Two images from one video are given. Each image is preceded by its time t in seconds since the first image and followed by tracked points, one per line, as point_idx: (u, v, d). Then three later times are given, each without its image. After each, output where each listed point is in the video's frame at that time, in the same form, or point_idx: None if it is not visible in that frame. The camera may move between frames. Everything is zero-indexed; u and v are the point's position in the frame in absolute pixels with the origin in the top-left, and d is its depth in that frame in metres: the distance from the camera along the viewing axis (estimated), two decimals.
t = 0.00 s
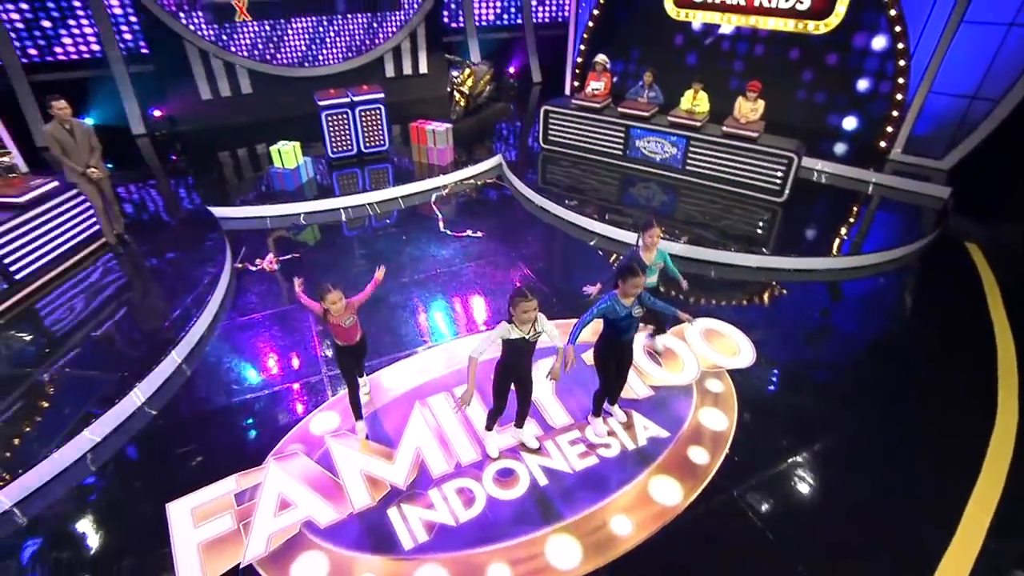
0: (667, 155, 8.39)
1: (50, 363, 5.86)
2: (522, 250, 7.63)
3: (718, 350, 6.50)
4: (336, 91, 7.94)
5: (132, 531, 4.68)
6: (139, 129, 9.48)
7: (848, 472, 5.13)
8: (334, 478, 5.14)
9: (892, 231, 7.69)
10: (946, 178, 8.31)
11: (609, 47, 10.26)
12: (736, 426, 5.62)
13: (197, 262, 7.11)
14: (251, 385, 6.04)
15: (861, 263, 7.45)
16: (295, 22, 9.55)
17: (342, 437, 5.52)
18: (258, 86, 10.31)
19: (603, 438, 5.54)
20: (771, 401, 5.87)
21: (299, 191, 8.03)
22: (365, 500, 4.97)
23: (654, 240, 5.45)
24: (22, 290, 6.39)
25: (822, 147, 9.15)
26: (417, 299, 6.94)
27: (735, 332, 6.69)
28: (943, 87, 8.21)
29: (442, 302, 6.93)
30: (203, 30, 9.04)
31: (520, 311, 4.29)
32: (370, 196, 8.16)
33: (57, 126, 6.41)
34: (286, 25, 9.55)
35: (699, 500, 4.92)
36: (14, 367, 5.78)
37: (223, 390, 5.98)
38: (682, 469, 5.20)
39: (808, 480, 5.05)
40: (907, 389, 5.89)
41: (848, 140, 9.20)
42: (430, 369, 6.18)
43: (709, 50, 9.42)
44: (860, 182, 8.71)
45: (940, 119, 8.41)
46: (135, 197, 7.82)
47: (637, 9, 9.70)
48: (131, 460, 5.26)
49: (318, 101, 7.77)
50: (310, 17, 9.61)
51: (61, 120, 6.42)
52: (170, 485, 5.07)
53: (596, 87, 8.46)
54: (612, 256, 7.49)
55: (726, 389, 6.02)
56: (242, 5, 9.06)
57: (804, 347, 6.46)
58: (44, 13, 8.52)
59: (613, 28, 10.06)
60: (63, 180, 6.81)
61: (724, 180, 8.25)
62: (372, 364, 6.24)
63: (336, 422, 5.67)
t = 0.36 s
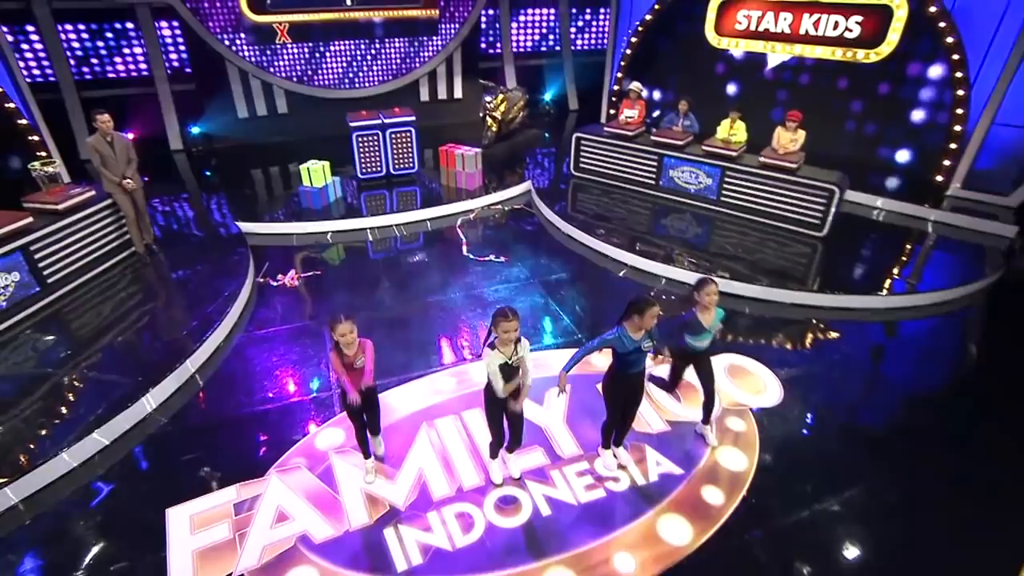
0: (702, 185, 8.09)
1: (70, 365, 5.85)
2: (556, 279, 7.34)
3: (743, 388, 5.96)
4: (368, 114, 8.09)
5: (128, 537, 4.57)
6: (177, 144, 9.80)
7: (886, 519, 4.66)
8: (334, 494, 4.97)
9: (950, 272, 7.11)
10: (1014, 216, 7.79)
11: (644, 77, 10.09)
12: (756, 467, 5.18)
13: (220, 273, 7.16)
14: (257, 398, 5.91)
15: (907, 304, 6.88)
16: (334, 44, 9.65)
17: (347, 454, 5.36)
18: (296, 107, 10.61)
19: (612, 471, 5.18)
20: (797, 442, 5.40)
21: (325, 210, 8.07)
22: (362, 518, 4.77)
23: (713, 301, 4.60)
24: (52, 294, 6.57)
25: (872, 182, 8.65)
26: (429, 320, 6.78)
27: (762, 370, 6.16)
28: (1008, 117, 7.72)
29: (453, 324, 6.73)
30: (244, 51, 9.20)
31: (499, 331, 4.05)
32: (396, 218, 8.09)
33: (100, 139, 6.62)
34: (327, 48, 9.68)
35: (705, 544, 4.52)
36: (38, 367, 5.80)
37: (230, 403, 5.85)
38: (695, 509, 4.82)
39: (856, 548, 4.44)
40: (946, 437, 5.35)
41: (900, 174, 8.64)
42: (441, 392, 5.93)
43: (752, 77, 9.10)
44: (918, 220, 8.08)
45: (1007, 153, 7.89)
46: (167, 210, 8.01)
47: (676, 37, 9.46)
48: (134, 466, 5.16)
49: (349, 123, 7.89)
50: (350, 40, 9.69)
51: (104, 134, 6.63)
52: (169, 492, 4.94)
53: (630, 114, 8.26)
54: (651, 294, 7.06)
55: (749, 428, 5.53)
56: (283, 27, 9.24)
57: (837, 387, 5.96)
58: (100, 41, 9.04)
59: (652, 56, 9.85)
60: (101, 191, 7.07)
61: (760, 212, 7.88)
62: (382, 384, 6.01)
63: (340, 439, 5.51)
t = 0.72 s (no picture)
0: (732, 198, 7.66)
1: (79, 359, 5.65)
2: (585, 293, 6.96)
3: (766, 409, 5.55)
4: (390, 118, 7.91)
5: (120, 535, 4.34)
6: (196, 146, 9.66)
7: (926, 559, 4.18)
8: (331, 496, 4.70)
9: (1011, 298, 6.51)
10: None
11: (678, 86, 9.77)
12: (775, 489, 4.78)
13: (229, 271, 6.92)
14: (257, 396, 5.66)
15: (960, 326, 6.33)
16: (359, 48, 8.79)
17: (347, 457, 5.06)
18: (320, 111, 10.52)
19: (619, 487, 4.78)
20: (826, 467, 4.95)
21: (343, 213, 7.78)
22: (358, 522, 4.50)
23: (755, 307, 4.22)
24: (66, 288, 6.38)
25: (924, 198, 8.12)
26: (441, 327, 6.46)
27: (786, 390, 5.74)
28: None
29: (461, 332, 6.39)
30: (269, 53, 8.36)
31: (498, 322, 3.95)
32: (412, 225, 7.73)
33: (119, 136, 6.46)
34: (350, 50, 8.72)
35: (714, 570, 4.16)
36: (47, 360, 5.62)
37: (233, 401, 5.59)
38: (704, 530, 4.48)
39: None
40: (988, 470, 4.87)
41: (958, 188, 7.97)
42: (447, 399, 5.63)
43: (792, 83, 8.60)
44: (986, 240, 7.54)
45: None
46: (185, 210, 7.81)
47: (712, 43, 9.07)
48: (130, 465, 4.91)
49: (370, 126, 7.71)
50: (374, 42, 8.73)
51: (123, 131, 6.47)
52: (162, 493, 4.69)
53: (660, 122, 7.93)
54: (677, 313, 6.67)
55: (768, 450, 5.13)
56: (306, 27, 8.24)
57: (873, 412, 5.48)
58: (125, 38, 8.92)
59: (686, 60, 9.46)
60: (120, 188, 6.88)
61: (794, 228, 7.42)
62: (387, 389, 5.72)
63: (342, 441, 5.20)
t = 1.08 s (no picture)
0: (750, 197, 7.59)
1: (104, 339, 5.85)
2: (598, 287, 6.98)
3: (772, 405, 5.52)
4: (409, 114, 8.03)
5: (134, 503, 4.50)
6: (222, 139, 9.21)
7: (923, 559, 4.14)
8: (336, 473, 4.80)
9: None
10: None
11: (700, 87, 9.76)
12: (774, 481, 4.77)
13: (247, 258, 7.04)
14: (269, 377, 5.78)
15: (980, 329, 6.25)
16: (382, 45, 8.65)
17: (353, 436, 5.15)
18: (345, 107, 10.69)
19: (617, 474, 4.80)
20: (830, 464, 4.91)
21: (361, 206, 7.86)
22: (360, 498, 4.60)
23: (764, 305, 4.19)
24: (93, 272, 6.57)
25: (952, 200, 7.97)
26: (451, 317, 6.54)
27: (792, 387, 5.72)
28: None
29: (471, 325, 6.43)
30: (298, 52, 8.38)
31: (501, 309, 3.97)
32: (430, 218, 7.79)
33: (147, 127, 6.64)
34: (375, 48, 8.65)
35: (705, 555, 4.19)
36: (72, 338, 5.83)
37: (246, 381, 5.73)
38: (698, 518, 4.46)
39: None
40: (994, 473, 4.81)
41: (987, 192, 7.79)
42: (453, 384, 5.70)
43: (815, 82, 8.48)
44: None
45: None
46: (209, 198, 7.90)
47: (734, 42, 9.05)
48: (145, 438, 5.09)
49: (389, 121, 7.83)
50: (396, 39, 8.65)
51: (151, 121, 6.65)
52: (174, 465, 4.84)
53: (679, 120, 7.91)
54: (696, 310, 6.60)
55: (771, 444, 5.11)
56: (332, 25, 8.24)
57: (880, 411, 5.43)
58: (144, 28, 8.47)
59: (709, 63, 9.53)
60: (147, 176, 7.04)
61: (812, 227, 7.34)
62: (395, 374, 5.81)
63: (349, 421, 5.29)
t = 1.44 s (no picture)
0: (764, 198, 7.58)
1: (130, 322, 6.07)
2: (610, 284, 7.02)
3: (775, 400, 5.52)
4: (428, 112, 8.19)
5: (151, 475, 4.68)
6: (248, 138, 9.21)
7: (920, 554, 4.11)
8: (343, 451, 4.92)
9: None
10: None
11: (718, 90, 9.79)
12: (774, 473, 4.77)
13: (268, 248, 7.24)
14: (283, 361, 5.94)
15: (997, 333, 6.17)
16: (405, 45, 8.85)
17: (361, 418, 5.27)
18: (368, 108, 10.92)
19: (617, 461, 4.85)
20: (834, 460, 4.89)
21: (379, 201, 8.03)
22: (365, 474, 4.72)
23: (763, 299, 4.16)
24: (121, 258, 6.82)
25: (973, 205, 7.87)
26: (462, 308, 6.65)
27: (797, 384, 5.72)
28: None
29: (479, 317, 6.52)
30: (327, 56, 8.67)
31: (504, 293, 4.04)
32: (446, 214, 7.93)
33: (176, 121, 6.91)
34: (398, 48, 8.86)
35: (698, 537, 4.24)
36: (98, 320, 6.06)
37: (261, 364, 5.89)
38: (695, 505, 4.49)
39: None
40: (1000, 472, 4.76)
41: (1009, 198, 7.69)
42: (460, 371, 5.81)
43: (835, 86, 8.48)
44: None
45: None
46: (234, 193, 8.13)
47: (754, 47, 9.11)
48: (161, 415, 5.27)
49: (408, 120, 8.03)
50: (418, 40, 8.86)
51: (180, 116, 6.93)
52: (188, 440, 5.02)
53: (694, 121, 7.91)
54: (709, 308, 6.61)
55: (772, 438, 5.11)
56: (356, 27, 8.42)
57: (887, 409, 5.40)
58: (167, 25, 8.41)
59: (729, 66, 9.55)
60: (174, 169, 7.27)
61: (827, 228, 7.30)
62: (403, 361, 5.94)
63: (358, 404, 5.42)
